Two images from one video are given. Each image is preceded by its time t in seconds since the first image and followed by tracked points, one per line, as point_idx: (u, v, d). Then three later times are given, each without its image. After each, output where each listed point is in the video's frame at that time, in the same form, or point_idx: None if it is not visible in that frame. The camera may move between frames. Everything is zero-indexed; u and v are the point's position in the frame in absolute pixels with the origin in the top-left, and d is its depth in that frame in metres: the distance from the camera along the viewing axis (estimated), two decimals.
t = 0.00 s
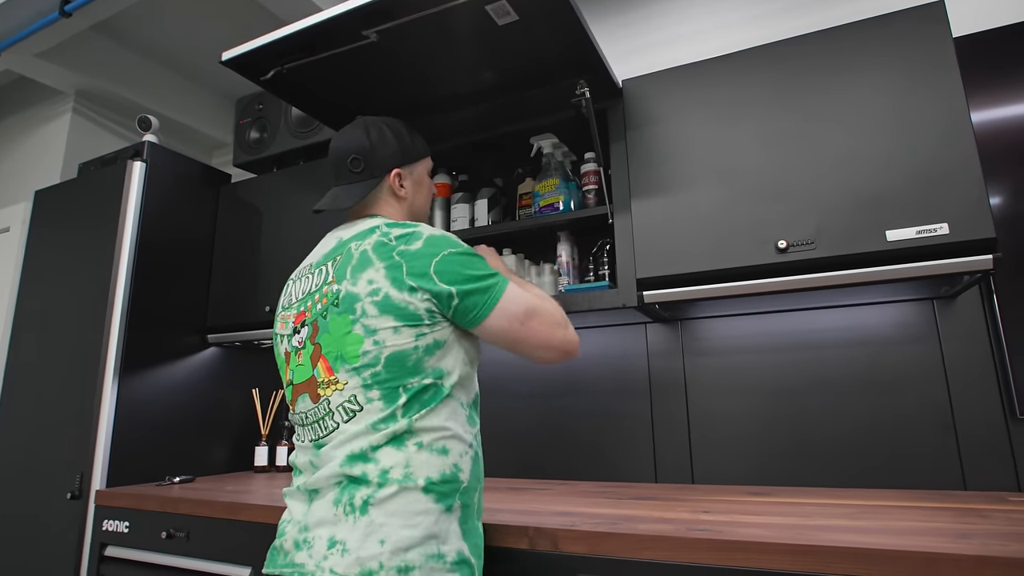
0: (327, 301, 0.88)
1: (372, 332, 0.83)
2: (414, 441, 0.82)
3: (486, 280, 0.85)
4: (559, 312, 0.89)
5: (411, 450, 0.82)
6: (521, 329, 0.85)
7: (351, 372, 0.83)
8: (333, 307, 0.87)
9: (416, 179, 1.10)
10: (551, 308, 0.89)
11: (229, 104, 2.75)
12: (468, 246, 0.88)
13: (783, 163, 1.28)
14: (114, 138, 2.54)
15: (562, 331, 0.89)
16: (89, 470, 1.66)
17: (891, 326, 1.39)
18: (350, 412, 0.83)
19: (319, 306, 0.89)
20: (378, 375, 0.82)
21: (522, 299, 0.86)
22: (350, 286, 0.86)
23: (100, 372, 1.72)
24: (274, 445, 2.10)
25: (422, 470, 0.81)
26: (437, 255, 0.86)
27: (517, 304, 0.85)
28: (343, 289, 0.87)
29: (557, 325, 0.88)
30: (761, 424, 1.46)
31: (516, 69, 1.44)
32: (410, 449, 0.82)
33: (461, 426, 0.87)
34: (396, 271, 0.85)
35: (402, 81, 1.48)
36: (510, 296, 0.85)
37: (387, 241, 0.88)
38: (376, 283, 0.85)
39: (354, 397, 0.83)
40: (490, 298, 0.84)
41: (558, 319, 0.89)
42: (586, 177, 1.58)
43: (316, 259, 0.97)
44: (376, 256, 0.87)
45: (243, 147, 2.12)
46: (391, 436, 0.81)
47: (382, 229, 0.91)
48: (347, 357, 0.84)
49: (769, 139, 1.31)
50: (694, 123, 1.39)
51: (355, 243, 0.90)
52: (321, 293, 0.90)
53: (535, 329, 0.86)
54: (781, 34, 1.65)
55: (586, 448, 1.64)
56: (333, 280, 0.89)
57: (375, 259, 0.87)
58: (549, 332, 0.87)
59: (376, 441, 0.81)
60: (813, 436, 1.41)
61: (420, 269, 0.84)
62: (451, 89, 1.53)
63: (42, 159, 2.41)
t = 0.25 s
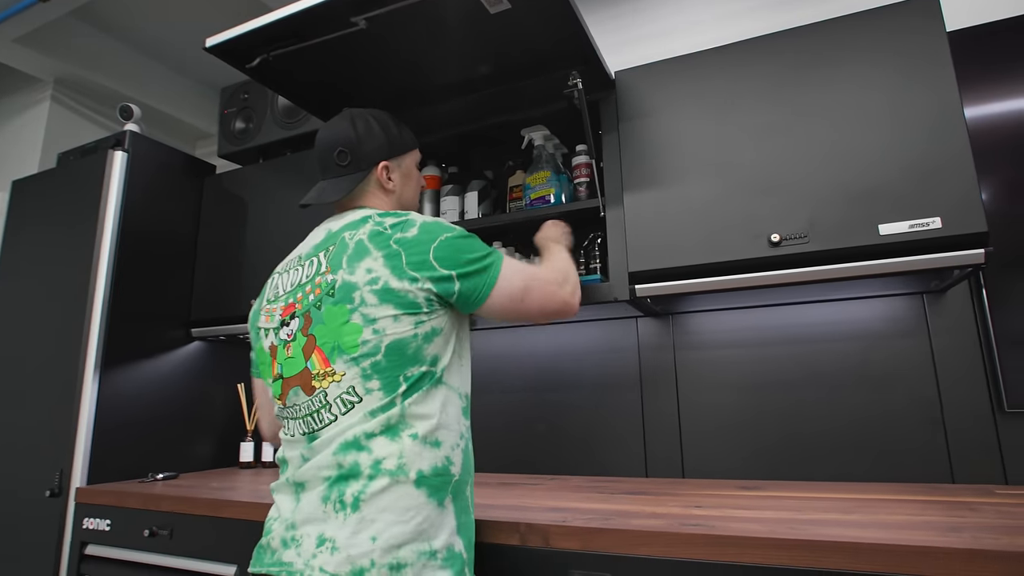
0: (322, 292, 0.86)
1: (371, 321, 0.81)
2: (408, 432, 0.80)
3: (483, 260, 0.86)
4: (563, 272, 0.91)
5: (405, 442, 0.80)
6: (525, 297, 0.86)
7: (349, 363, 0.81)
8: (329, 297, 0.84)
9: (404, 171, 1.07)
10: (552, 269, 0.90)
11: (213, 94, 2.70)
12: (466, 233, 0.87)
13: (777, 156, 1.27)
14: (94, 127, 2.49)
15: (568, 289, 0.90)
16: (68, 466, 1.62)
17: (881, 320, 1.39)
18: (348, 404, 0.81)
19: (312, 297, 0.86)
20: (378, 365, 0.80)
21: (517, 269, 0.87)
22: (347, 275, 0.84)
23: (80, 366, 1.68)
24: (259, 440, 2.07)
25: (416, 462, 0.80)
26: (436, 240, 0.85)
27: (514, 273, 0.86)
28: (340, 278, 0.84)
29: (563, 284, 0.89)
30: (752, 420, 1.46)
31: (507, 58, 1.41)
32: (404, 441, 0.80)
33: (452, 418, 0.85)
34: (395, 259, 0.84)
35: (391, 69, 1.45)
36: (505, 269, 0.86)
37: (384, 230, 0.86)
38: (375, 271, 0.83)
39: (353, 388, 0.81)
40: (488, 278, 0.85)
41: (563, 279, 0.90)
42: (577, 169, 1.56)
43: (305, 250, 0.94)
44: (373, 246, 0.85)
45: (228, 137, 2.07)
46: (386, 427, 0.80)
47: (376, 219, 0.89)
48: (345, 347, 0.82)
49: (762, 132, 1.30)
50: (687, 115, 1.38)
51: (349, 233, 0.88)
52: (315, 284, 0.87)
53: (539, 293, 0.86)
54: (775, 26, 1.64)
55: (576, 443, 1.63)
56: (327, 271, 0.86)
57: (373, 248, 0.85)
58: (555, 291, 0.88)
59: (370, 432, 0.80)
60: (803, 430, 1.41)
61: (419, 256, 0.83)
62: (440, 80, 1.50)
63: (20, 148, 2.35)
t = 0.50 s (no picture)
0: (319, 277, 0.83)
1: (375, 305, 0.80)
2: (405, 416, 0.79)
3: (476, 238, 0.88)
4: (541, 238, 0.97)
5: (403, 426, 0.79)
6: (512, 270, 0.90)
7: (352, 347, 0.79)
8: (329, 282, 0.82)
9: (387, 163, 1.05)
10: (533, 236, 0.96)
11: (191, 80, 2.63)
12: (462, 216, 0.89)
13: (766, 148, 1.27)
14: (68, 113, 2.44)
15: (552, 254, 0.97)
16: (42, 461, 1.57)
17: (865, 313, 1.40)
18: (349, 390, 0.79)
19: (308, 284, 0.83)
20: (383, 349, 0.79)
21: (505, 245, 0.90)
22: (349, 260, 0.82)
23: (53, 359, 1.63)
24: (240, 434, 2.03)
25: (414, 446, 0.79)
26: (432, 222, 0.85)
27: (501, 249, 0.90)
28: (341, 263, 0.82)
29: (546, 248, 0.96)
30: (738, 412, 1.47)
31: (496, 46, 1.39)
32: (402, 425, 0.79)
33: (444, 404, 0.85)
34: (396, 244, 0.83)
35: (377, 56, 1.42)
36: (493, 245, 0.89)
37: (381, 216, 0.86)
38: (378, 257, 0.82)
39: (354, 372, 0.79)
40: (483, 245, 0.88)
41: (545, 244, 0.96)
42: (565, 160, 1.54)
43: (294, 239, 0.91)
44: (373, 231, 0.84)
45: (207, 125, 2.02)
46: (385, 411, 0.79)
47: (372, 206, 0.88)
48: (347, 332, 0.80)
49: (752, 124, 1.29)
50: (676, 106, 1.37)
51: (346, 219, 0.86)
52: (310, 270, 0.84)
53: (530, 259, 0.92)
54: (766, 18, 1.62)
55: (562, 436, 1.62)
56: (325, 256, 0.84)
57: (373, 233, 0.84)
58: (542, 255, 0.94)
59: (369, 417, 0.78)
60: (788, 422, 1.42)
61: (420, 239, 0.84)
62: (427, 67, 1.47)
63: None
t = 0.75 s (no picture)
0: (313, 258, 0.80)
1: (372, 286, 0.78)
2: (401, 398, 0.78)
3: (470, 219, 0.86)
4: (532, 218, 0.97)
5: (399, 408, 0.77)
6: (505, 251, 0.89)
7: (348, 329, 0.77)
8: (324, 263, 0.79)
9: (376, 144, 1.02)
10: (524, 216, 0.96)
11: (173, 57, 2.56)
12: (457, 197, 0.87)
13: (762, 132, 1.26)
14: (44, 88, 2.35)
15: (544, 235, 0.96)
16: (21, 447, 1.53)
17: (856, 299, 1.40)
18: (345, 371, 0.77)
19: (301, 264, 0.81)
20: (379, 331, 0.78)
21: (499, 225, 0.89)
22: (344, 240, 0.80)
23: (32, 342, 1.59)
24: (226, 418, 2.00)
25: (410, 427, 0.78)
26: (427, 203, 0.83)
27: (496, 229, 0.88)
28: (335, 244, 0.80)
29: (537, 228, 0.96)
30: (729, 397, 1.47)
31: (488, 25, 1.35)
32: (398, 407, 0.77)
33: (437, 387, 0.84)
34: (391, 224, 0.81)
35: (366, 32, 1.38)
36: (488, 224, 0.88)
37: (374, 196, 0.84)
38: (374, 237, 0.80)
39: (351, 354, 0.77)
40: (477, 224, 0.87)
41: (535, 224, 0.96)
42: (557, 143, 1.52)
43: (285, 220, 0.88)
44: (368, 211, 0.82)
45: (190, 103, 1.96)
46: (381, 393, 0.77)
47: (365, 187, 0.86)
48: (343, 313, 0.78)
49: (748, 107, 1.28)
50: (672, 88, 1.35)
51: (340, 199, 0.84)
52: (303, 251, 0.82)
53: (523, 237, 0.91)
54: None
55: (553, 420, 1.61)
56: (319, 236, 0.81)
57: (368, 213, 0.82)
58: (534, 235, 0.94)
59: (365, 399, 0.76)
60: (778, 407, 1.43)
61: (415, 220, 0.82)
62: (417, 46, 1.43)
63: None
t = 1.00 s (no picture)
0: (298, 254, 0.78)
1: (357, 284, 0.76)
2: (388, 399, 0.76)
3: (462, 217, 0.84)
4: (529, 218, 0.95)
5: (385, 409, 0.76)
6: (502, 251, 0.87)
7: (332, 328, 0.75)
8: (308, 260, 0.77)
9: (368, 135, 1.00)
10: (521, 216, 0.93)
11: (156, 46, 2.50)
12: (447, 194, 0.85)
13: (756, 129, 1.25)
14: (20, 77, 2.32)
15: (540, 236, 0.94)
16: None
17: (847, 297, 1.41)
18: (329, 372, 0.75)
19: (286, 261, 0.79)
20: (364, 331, 0.76)
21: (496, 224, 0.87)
22: (329, 236, 0.78)
23: (10, 339, 1.55)
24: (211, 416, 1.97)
25: (397, 429, 0.76)
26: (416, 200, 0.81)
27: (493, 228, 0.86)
28: (320, 240, 0.78)
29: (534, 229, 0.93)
30: (720, 395, 1.47)
31: (481, 18, 1.33)
32: (384, 408, 0.76)
33: (427, 387, 0.82)
34: (378, 221, 0.79)
35: (355, 23, 1.35)
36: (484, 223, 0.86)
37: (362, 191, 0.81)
38: (360, 233, 0.78)
39: (335, 355, 0.75)
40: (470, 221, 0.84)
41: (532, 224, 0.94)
42: (550, 138, 1.50)
43: (271, 214, 0.86)
44: (354, 207, 0.79)
45: (174, 94, 1.92)
46: (367, 394, 0.75)
47: (353, 181, 0.84)
48: (327, 312, 0.76)
49: (742, 104, 1.27)
50: (666, 84, 1.33)
51: (326, 194, 0.82)
52: (288, 247, 0.80)
53: (522, 235, 0.89)
54: None
55: (544, 418, 1.60)
56: (303, 232, 0.79)
57: (354, 209, 0.79)
58: (531, 235, 0.91)
59: (350, 400, 0.75)
60: (769, 405, 1.43)
61: (403, 216, 0.80)
62: (408, 38, 1.41)
63: None
